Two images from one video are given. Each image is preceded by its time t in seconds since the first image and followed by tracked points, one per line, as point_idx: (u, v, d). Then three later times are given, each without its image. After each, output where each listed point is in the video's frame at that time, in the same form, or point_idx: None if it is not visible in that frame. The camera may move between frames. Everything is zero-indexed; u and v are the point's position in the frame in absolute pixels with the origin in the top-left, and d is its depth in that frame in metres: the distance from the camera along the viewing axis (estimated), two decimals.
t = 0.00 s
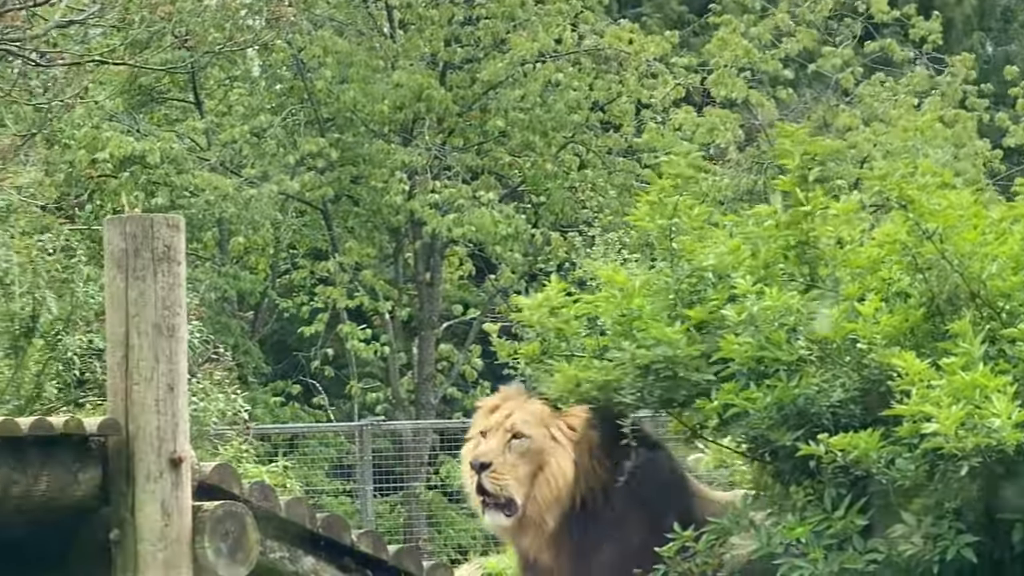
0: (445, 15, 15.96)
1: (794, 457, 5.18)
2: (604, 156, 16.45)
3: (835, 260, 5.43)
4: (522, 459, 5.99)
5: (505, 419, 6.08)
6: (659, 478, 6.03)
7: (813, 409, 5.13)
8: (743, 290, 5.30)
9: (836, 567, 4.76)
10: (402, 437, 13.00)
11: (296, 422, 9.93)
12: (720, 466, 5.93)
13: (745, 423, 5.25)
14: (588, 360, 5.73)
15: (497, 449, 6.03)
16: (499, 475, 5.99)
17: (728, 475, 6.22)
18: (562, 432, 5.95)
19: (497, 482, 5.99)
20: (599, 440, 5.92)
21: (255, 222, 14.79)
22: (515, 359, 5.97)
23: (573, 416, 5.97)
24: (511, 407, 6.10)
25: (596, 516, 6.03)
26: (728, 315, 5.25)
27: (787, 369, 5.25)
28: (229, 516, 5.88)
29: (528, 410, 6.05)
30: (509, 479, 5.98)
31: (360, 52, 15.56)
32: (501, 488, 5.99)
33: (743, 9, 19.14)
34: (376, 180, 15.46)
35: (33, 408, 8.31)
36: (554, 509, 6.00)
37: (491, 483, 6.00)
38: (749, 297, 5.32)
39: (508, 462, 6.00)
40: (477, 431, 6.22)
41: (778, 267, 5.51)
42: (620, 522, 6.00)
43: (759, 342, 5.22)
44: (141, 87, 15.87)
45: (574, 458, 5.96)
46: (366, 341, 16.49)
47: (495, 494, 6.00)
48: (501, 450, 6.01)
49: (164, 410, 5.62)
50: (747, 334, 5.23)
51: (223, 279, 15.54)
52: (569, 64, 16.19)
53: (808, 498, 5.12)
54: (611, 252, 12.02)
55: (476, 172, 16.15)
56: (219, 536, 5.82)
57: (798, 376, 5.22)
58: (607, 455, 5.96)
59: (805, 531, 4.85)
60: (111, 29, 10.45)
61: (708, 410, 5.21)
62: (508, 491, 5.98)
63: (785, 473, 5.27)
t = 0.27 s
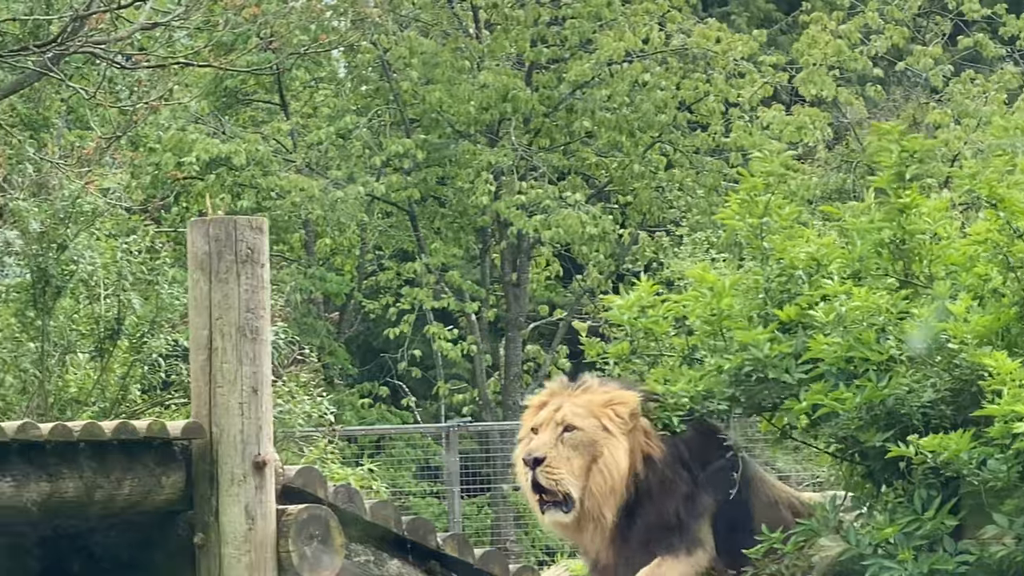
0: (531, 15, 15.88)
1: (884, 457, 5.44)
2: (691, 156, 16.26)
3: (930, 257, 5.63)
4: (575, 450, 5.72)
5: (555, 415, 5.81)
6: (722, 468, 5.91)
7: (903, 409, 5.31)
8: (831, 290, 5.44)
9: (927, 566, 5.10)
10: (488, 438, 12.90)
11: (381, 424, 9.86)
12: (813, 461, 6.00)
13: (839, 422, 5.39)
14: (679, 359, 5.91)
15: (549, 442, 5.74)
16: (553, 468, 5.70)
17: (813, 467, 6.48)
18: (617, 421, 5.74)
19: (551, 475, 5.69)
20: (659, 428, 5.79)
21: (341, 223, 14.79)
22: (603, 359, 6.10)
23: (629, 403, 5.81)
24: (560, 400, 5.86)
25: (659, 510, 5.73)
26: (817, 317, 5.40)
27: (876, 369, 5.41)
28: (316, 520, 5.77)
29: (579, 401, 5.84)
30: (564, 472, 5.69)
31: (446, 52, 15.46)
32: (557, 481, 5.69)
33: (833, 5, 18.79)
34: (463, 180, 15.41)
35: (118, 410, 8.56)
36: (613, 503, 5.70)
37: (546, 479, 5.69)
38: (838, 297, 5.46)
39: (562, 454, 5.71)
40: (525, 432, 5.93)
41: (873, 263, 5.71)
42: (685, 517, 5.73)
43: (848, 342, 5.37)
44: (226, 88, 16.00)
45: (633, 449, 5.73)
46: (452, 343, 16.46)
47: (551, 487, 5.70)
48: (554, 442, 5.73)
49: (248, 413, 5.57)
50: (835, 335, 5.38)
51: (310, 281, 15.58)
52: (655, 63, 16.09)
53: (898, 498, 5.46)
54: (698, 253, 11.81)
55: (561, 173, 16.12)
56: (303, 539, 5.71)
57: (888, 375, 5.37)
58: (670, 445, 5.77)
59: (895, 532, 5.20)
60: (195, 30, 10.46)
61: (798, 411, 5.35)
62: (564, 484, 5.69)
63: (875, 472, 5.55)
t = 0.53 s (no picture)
0: (620, 16, 15.75)
1: (973, 458, 5.16)
2: (782, 157, 16.01)
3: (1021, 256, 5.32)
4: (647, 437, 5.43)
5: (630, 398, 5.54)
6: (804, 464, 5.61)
7: (993, 410, 5.04)
8: (923, 290, 5.22)
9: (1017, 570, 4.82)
10: (579, 441, 12.94)
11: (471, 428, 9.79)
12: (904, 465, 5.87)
13: (928, 424, 5.20)
14: (767, 362, 5.82)
15: (621, 426, 5.46)
16: (622, 452, 5.40)
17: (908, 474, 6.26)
18: (691, 409, 5.46)
19: (621, 460, 5.39)
20: (735, 416, 5.49)
21: (430, 226, 14.78)
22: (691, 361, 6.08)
23: (705, 391, 5.51)
24: (635, 387, 5.59)
25: (733, 500, 5.39)
26: (906, 315, 5.16)
27: (966, 370, 5.13)
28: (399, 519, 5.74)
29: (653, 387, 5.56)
30: (634, 457, 5.39)
31: (534, 55, 15.39)
32: (627, 465, 5.39)
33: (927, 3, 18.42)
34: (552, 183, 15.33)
35: (206, 412, 8.59)
36: (686, 492, 5.39)
37: (616, 462, 5.40)
38: (929, 296, 5.22)
39: (631, 439, 5.41)
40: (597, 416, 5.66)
41: (962, 264, 5.44)
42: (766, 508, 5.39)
43: (937, 342, 5.10)
44: (315, 91, 16.21)
45: (707, 438, 5.45)
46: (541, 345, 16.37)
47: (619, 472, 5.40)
48: (625, 427, 5.44)
49: (331, 417, 5.47)
50: (924, 336, 5.12)
51: (398, 283, 15.60)
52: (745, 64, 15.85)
53: (989, 500, 5.18)
54: (788, 256, 11.59)
55: (650, 174, 15.95)
56: (387, 542, 5.63)
57: (977, 376, 5.08)
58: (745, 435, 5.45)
59: (984, 536, 4.93)
60: (282, 33, 10.53)
61: (884, 412, 5.11)
62: (632, 470, 5.39)
63: (965, 474, 5.27)
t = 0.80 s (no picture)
0: (699, 17, 15.62)
1: None
2: (862, 159, 15.80)
3: None
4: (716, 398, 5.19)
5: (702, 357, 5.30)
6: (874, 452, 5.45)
7: None
8: (1002, 293, 5.12)
9: None
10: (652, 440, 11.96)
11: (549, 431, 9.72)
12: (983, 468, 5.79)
13: (1006, 429, 5.10)
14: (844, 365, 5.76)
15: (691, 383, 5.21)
16: (690, 408, 5.16)
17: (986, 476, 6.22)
18: (763, 377, 5.24)
19: (688, 417, 5.15)
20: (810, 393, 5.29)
21: (508, 228, 14.73)
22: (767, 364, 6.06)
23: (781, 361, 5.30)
24: (708, 347, 5.35)
25: (801, 480, 5.21)
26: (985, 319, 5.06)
27: None
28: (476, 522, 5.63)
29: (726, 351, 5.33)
30: (701, 417, 5.15)
31: (613, 57, 15.30)
32: (693, 424, 5.14)
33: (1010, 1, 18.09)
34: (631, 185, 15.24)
35: (282, 415, 8.69)
36: (753, 461, 5.16)
37: (683, 419, 5.15)
38: (1008, 300, 5.12)
39: (699, 398, 5.16)
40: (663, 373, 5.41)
41: None
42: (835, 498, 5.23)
43: (1017, 346, 4.99)
44: (393, 94, 16.28)
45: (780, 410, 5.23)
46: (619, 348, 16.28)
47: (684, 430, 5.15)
48: (694, 384, 5.19)
49: (401, 421, 5.42)
50: (1004, 340, 5.02)
51: (477, 286, 15.58)
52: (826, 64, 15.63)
53: None
54: (870, 258, 11.41)
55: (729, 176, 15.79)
56: (457, 547, 5.51)
57: None
58: (820, 413, 5.25)
59: None
60: (358, 35, 10.54)
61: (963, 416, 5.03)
62: (698, 429, 5.15)
63: None
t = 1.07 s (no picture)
0: (763, 16, 15.48)
1: None
2: (927, 157, 15.63)
3: None
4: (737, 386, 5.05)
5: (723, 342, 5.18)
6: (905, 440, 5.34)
7: None
8: None
9: None
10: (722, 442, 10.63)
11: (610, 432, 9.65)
12: None
13: None
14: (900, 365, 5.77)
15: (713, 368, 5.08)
16: (710, 397, 5.02)
17: None
18: (789, 364, 5.12)
19: (709, 404, 5.02)
20: (835, 380, 5.19)
21: (571, 228, 14.68)
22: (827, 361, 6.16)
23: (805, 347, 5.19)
24: (726, 333, 5.23)
25: (832, 469, 5.07)
26: None
27: None
28: (553, 506, 5.41)
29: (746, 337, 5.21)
30: (723, 405, 5.02)
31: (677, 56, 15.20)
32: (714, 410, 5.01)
33: None
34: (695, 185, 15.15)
35: (341, 415, 8.79)
36: (779, 451, 5.02)
37: (705, 407, 5.01)
38: None
39: (721, 385, 5.03)
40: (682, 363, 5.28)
41: None
42: (868, 485, 5.12)
43: None
44: (456, 93, 16.31)
45: (804, 398, 5.12)
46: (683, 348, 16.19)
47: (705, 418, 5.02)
48: (715, 371, 5.05)
49: (457, 420, 4.93)
50: None
51: (540, 285, 15.55)
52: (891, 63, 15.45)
53: None
54: (936, 257, 11.27)
55: (793, 175, 15.66)
56: (512, 547, 4.98)
57: None
58: (846, 401, 5.15)
59: None
60: (418, 34, 10.53)
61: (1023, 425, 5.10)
62: (721, 417, 5.01)
63: None
